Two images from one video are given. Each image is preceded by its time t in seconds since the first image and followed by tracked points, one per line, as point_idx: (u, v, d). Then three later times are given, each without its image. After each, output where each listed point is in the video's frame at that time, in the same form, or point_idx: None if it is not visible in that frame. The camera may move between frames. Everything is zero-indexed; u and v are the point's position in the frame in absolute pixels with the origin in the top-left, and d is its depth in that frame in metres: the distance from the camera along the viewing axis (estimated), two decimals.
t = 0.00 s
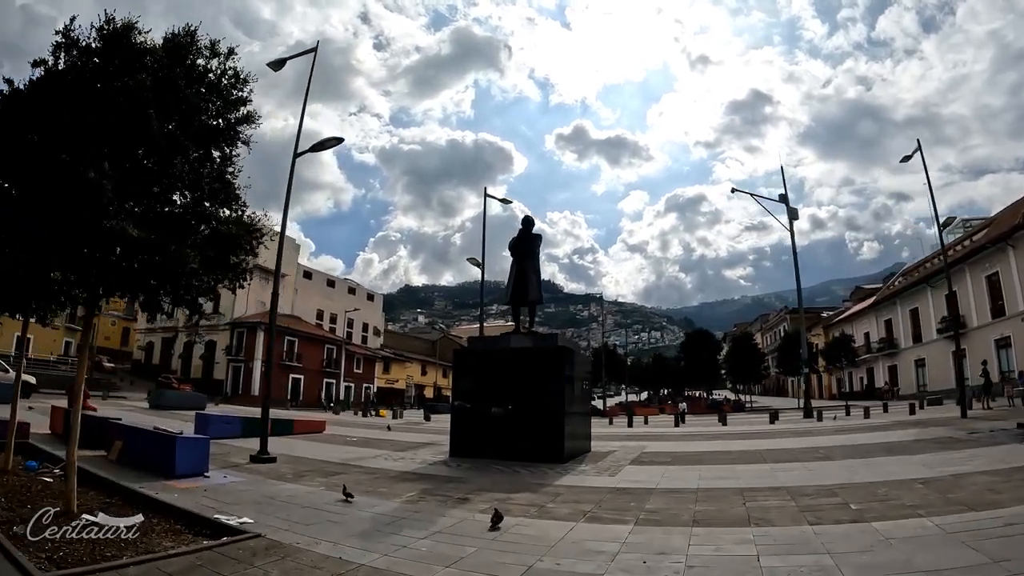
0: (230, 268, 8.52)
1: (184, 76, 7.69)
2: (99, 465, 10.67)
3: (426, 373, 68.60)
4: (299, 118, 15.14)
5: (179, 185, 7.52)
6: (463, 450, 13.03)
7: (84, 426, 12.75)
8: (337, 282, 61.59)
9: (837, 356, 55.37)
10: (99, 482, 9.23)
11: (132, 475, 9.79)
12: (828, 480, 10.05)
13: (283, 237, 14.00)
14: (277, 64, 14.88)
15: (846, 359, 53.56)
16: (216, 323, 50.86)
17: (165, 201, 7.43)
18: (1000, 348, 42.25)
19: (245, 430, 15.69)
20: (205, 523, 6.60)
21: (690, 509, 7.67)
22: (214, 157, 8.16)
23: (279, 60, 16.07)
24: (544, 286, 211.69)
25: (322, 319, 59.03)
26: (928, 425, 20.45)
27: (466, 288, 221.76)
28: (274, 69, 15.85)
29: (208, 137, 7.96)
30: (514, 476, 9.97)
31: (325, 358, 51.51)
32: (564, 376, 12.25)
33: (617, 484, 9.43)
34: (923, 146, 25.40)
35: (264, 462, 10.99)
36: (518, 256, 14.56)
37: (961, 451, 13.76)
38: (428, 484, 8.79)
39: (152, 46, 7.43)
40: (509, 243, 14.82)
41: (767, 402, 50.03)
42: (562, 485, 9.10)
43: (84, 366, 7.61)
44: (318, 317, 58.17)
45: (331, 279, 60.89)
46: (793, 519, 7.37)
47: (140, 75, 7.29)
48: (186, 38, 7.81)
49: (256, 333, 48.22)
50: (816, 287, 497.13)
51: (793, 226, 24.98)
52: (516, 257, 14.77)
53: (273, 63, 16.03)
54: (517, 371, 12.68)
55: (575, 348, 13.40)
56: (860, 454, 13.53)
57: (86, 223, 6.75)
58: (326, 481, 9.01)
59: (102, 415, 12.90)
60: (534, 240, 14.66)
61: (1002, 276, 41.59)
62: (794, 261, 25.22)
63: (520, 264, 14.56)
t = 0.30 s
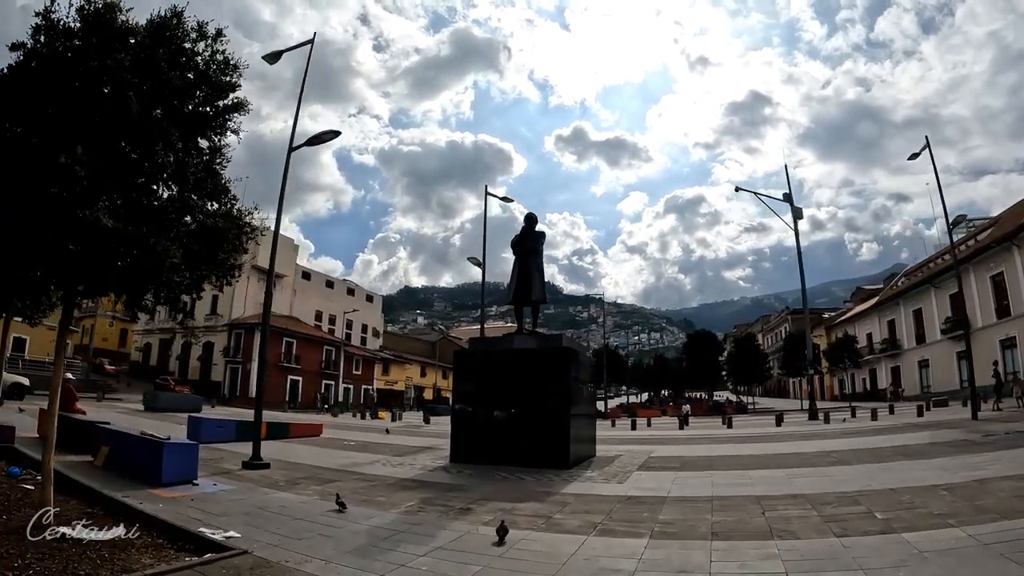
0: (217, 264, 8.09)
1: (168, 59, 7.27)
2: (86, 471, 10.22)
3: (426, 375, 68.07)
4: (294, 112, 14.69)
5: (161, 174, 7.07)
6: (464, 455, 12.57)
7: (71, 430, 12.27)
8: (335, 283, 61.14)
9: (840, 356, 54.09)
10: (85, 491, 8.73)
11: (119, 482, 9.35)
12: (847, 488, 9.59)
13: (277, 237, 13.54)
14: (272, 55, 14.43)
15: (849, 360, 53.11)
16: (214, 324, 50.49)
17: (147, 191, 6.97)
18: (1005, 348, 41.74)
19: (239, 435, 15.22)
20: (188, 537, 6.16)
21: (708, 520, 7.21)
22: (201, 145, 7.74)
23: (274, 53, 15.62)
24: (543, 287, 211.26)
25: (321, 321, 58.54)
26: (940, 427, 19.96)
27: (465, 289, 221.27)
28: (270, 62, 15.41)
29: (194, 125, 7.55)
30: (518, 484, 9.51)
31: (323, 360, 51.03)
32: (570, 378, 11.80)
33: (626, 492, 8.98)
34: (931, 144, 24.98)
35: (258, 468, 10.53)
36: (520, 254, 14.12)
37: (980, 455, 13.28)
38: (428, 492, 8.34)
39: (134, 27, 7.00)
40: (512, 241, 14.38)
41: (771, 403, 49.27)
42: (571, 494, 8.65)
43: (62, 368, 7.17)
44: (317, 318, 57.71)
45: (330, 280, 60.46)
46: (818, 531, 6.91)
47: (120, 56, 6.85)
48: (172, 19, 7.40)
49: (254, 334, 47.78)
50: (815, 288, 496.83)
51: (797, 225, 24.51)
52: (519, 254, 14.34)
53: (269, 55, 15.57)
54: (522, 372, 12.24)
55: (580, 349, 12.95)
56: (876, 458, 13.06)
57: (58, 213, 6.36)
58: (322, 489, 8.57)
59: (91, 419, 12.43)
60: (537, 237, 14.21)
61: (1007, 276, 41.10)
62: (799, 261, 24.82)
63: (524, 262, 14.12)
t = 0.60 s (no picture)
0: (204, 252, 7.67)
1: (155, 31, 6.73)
2: (70, 473, 9.78)
3: (425, 374, 67.66)
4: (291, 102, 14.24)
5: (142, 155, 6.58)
6: (465, 456, 12.12)
7: (57, 429, 11.81)
8: (335, 282, 60.73)
9: (844, 356, 53.51)
10: (67, 494, 8.27)
11: (104, 484, 8.92)
12: (868, 492, 9.14)
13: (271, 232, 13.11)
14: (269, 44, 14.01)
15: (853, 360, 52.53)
16: (212, 323, 50.07)
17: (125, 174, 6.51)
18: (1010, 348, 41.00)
19: (234, 434, 14.79)
20: (169, 546, 5.71)
21: (726, 528, 6.77)
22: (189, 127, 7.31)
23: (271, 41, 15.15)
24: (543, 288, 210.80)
25: (320, 320, 58.06)
26: (952, 426, 19.50)
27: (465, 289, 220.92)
28: (268, 51, 14.97)
29: (180, 104, 7.11)
30: (523, 486, 9.05)
31: (323, 359, 50.58)
32: (575, 376, 11.35)
33: (637, 496, 8.54)
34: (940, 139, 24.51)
35: (251, 470, 10.08)
36: (524, 248, 13.70)
37: (1000, 455, 12.83)
38: (429, 496, 7.88)
39: None
40: (515, 235, 13.95)
41: (774, 403, 48.81)
42: (579, 497, 8.20)
43: (36, 363, 6.71)
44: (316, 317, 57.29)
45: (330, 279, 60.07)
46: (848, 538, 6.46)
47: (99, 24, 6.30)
48: None
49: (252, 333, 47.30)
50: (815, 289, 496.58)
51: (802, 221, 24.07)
52: (522, 249, 13.89)
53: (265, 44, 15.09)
54: (525, 370, 11.79)
55: (586, 345, 12.51)
56: (891, 459, 12.63)
57: (30, 192, 5.92)
58: (316, 492, 8.11)
59: (79, 418, 11.98)
60: (541, 231, 13.78)
61: (1013, 275, 40.51)
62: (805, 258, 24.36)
63: (527, 257, 13.68)
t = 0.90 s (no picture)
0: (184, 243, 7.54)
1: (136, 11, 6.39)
2: (53, 478, 9.35)
3: (425, 375, 67.23)
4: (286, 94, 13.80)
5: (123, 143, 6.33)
6: (466, 461, 11.67)
7: (42, 432, 11.36)
8: (333, 281, 60.27)
9: (847, 357, 52.88)
10: (46, 503, 7.81)
11: (88, 491, 8.50)
12: (890, 500, 8.72)
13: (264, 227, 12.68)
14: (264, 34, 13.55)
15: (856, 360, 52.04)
16: (210, 323, 49.59)
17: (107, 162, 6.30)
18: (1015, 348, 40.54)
19: (227, 437, 14.35)
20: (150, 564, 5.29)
21: (749, 542, 6.34)
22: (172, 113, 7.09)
23: (266, 33, 14.66)
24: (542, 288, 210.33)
25: (318, 320, 57.54)
26: (964, 427, 19.07)
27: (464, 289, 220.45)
28: (263, 42, 14.50)
29: (162, 89, 6.86)
30: (528, 494, 8.59)
31: (321, 360, 50.08)
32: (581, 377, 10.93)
33: (649, 505, 8.08)
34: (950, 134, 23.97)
35: (243, 476, 9.61)
36: (527, 246, 13.24)
37: (1019, 458, 12.39)
38: (429, 506, 7.42)
39: None
40: (517, 232, 13.50)
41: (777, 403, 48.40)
42: (589, 506, 7.73)
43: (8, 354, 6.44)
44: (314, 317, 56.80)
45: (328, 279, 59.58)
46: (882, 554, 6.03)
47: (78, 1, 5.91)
48: None
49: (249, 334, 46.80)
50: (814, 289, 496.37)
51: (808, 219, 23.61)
52: (525, 246, 13.45)
53: (260, 34, 14.60)
54: (529, 371, 11.37)
55: (592, 346, 12.07)
56: (908, 462, 12.19)
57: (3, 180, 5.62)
58: (310, 501, 7.65)
59: (65, 422, 11.53)
60: (545, 227, 13.32)
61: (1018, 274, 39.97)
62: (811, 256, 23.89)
63: (530, 255, 13.24)
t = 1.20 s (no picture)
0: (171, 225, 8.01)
1: None
2: (35, 481, 8.90)
3: (425, 375, 66.76)
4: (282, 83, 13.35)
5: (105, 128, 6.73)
6: (470, 463, 11.22)
7: (27, 433, 10.91)
8: (333, 280, 59.82)
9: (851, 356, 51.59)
10: (26, 509, 7.38)
11: (72, 495, 8.06)
12: (918, 503, 8.26)
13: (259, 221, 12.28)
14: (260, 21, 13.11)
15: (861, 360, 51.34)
16: (208, 322, 49.16)
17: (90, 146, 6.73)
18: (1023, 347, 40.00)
19: (222, 438, 13.92)
20: None
21: (777, 551, 5.89)
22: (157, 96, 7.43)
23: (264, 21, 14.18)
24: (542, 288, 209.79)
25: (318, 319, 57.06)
26: (979, 426, 18.60)
27: (464, 289, 219.98)
28: (260, 30, 14.03)
29: (148, 75, 7.20)
30: (535, 499, 8.13)
31: (321, 359, 49.59)
32: (591, 376, 10.47)
33: (665, 509, 7.63)
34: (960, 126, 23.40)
35: (236, 480, 9.17)
36: (532, 240, 12.78)
37: None
38: (433, 512, 6.95)
39: None
40: (522, 226, 13.05)
41: (781, 403, 47.89)
42: (603, 512, 7.27)
43: None
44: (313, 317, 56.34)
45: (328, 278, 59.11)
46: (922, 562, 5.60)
47: None
48: None
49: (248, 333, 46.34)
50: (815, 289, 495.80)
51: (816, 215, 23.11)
52: (531, 241, 12.99)
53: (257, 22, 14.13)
54: (537, 368, 10.92)
55: (601, 343, 11.62)
56: (930, 463, 11.72)
57: None
58: (305, 508, 7.19)
59: (52, 422, 11.08)
60: (551, 220, 12.85)
61: None
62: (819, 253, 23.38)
63: (537, 250, 12.79)
